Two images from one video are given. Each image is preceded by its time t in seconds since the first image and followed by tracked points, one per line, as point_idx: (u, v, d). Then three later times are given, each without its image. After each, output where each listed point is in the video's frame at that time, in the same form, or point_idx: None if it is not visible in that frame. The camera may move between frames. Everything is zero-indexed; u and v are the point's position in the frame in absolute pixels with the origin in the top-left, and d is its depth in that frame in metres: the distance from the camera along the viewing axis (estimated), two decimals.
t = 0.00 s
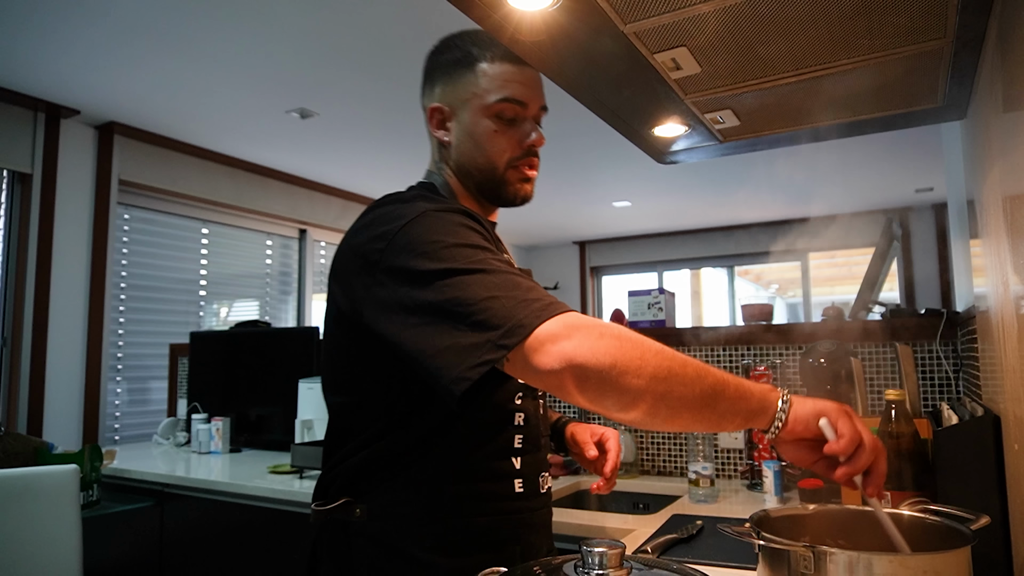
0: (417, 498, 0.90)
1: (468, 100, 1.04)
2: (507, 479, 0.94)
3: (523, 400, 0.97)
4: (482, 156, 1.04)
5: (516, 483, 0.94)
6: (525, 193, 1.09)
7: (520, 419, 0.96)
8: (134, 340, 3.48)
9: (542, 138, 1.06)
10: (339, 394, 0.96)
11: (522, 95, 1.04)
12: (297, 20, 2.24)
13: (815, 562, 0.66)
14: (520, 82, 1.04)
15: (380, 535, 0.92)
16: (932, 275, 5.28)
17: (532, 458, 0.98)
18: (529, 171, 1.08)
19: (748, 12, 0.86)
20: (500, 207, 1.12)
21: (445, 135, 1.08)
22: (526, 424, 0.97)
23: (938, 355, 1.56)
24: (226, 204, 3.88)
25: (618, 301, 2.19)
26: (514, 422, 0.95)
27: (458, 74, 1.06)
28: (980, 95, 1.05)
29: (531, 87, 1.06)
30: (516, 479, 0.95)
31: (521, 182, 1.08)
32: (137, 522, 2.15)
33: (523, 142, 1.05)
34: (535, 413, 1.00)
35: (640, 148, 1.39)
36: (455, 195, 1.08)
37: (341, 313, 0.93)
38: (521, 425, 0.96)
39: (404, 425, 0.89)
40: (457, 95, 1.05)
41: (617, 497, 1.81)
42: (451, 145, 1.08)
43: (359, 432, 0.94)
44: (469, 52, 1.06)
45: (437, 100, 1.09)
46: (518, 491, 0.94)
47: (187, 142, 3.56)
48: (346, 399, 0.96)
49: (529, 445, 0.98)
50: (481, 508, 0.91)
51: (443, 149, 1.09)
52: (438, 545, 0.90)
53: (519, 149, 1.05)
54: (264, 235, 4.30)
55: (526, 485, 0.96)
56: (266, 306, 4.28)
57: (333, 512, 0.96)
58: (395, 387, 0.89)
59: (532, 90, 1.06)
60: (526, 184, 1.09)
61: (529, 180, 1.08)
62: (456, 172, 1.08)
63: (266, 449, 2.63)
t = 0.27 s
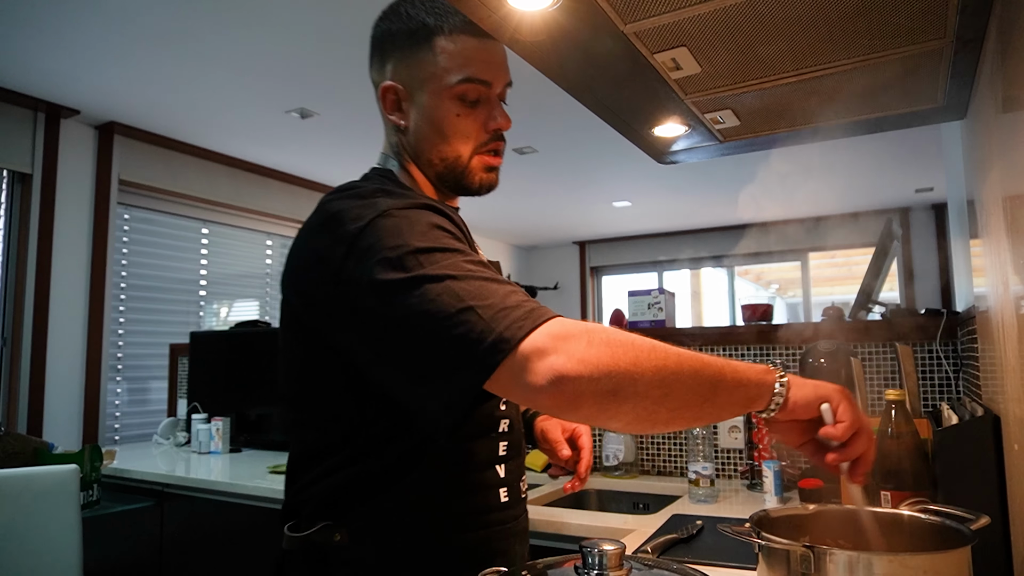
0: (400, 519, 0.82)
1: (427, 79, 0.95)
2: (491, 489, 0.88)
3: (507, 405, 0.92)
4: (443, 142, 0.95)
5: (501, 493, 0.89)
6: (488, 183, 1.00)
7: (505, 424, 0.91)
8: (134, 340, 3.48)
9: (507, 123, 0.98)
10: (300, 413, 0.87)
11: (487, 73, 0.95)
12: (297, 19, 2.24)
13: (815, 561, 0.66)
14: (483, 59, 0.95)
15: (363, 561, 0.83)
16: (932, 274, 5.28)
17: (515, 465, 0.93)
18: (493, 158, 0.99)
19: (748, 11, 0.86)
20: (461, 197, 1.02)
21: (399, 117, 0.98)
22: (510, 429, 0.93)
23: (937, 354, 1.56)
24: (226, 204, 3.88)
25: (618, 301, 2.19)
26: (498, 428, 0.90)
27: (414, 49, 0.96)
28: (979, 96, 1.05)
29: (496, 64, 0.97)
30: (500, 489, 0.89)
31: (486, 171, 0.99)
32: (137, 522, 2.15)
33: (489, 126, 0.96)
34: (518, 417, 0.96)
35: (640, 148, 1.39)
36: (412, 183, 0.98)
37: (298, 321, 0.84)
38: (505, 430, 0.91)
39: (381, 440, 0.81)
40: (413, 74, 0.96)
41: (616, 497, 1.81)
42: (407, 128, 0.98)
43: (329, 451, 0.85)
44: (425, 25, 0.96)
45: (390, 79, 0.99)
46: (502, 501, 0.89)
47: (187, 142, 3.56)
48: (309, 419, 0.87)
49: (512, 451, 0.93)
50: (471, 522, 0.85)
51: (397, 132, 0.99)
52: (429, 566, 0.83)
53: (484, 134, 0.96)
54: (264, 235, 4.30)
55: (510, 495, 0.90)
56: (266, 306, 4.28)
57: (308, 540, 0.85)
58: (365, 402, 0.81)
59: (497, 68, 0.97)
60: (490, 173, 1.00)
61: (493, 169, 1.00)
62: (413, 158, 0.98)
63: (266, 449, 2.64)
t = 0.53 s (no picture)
0: (388, 536, 0.79)
1: (392, 59, 0.88)
2: (481, 495, 0.89)
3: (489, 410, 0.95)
4: (409, 127, 0.88)
5: (488, 499, 0.90)
6: (457, 173, 0.94)
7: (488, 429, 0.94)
8: (134, 340, 3.48)
9: (481, 109, 0.91)
10: (268, 432, 0.81)
11: (459, 55, 0.89)
12: (297, 19, 2.24)
13: (815, 561, 0.66)
14: (453, 40, 0.90)
15: None
16: (933, 274, 5.28)
17: (498, 469, 0.95)
18: (462, 146, 0.93)
19: (748, 11, 0.86)
20: (425, 187, 0.95)
21: (360, 99, 0.90)
22: (492, 434, 0.95)
23: (938, 354, 1.56)
24: (226, 204, 3.88)
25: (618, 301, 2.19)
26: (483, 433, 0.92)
27: (378, 27, 0.89)
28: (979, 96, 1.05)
29: (466, 46, 0.91)
30: (487, 495, 0.91)
31: (454, 159, 0.92)
32: (137, 522, 2.15)
33: (460, 111, 0.90)
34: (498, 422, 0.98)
35: (640, 149, 1.39)
36: (373, 172, 0.90)
37: (264, 331, 0.78)
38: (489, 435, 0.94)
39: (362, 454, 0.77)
40: (377, 53, 0.89)
41: (617, 498, 1.81)
42: (369, 112, 0.90)
43: (304, 471, 0.79)
44: None
45: (350, 58, 0.92)
46: (489, 507, 0.90)
47: (187, 142, 3.56)
48: (278, 437, 0.80)
49: (495, 456, 0.95)
50: (455, 533, 0.84)
51: (358, 116, 0.92)
52: None
53: (453, 119, 0.89)
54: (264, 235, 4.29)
55: (496, 500, 0.93)
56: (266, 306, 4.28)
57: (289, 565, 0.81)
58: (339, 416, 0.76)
59: (467, 50, 0.91)
60: (459, 162, 0.93)
61: (461, 157, 0.93)
62: (376, 145, 0.91)
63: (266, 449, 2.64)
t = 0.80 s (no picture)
0: (380, 549, 0.77)
1: (370, 41, 0.83)
2: (472, 499, 0.89)
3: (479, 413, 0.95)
4: (389, 113, 0.84)
5: (478, 502, 0.90)
6: (440, 161, 0.90)
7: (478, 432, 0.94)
8: (134, 340, 3.48)
9: (466, 93, 0.88)
10: (250, 446, 0.76)
11: (441, 36, 0.85)
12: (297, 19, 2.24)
13: (815, 561, 0.66)
14: (434, 20, 0.85)
15: None
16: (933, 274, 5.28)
17: (486, 472, 0.96)
18: (445, 132, 0.89)
19: (748, 11, 0.86)
20: (406, 175, 0.92)
21: (336, 84, 0.86)
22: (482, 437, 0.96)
23: (938, 355, 1.56)
24: (226, 204, 3.88)
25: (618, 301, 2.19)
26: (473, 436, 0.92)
27: (355, 6, 0.84)
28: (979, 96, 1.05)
29: (447, 25, 0.87)
30: (477, 498, 0.91)
31: (437, 146, 0.89)
32: (137, 522, 2.14)
33: (442, 95, 0.86)
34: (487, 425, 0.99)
35: (640, 148, 1.39)
36: (350, 162, 0.87)
37: (244, 340, 0.74)
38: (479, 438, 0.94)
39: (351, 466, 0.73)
40: (353, 34, 0.84)
41: (617, 498, 1.81)
42: (346, 98, 0.87)
43: (290, 486, 0.75)
44: None
45: (324, 38, 0.87)
46: (479, 510, 0.90)
47: (187, 142, 3.56)
48: (260, 451, 0.76)
49: (483, 458, 0.96)
50: (448, 539, 0.84)
51: (334, 101, 0.88)
52: None
53: (435, 104, 0.86)
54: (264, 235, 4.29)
55: (485, 503, 0.93)
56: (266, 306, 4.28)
57: None
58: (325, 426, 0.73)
59: (449, 29, 0.87)
60: (442, 149, 0.90)
61: (443, 144, 0.90)
62: (353, 132, 0.87)
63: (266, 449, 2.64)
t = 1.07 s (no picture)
0: (377, 551, 0.77)
1: (365, 33, 0.83)
2: (467, 502, 0.90)
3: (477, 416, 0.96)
4: (385, 107, 0.85)
5: (473, 506, 0.91)
6: (435, 155, 0.91)
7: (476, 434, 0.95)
8: (134, 340, 3.48)
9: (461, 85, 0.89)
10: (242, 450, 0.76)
11: (438, 29, 0.86)
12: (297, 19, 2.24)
13: (815, 561, 0.66)
14: (431, 11, 0.85)
15: None
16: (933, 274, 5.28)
17: (483, 475, 0.96)
18: (441, 125, 0.90)
19: (748, 12, 0.86)
20: (401, 169, 0.92)
21: (329, 77, 0.86)
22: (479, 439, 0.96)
23: (937, 355, 1.57)
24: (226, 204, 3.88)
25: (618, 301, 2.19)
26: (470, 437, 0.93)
27: None
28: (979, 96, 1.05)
29: (444, 17, 0.87)
30: (472, 502, 0.91)
31: (433, 140, 0.90)
32: (137, 522, 2.15)
33: (439, 89, 0.87)
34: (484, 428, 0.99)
35: (640, 148, 1.39)
36: (346, 156, 0.87)
37: (232, 345, 0.74)
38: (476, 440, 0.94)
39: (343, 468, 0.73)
40: (347, 26, 0.84)
41: (617, 498, 1.81)
42: (339, 92, 0.86)
43: (283, 490, 0.75)
44: None
45: (316, 30, 0.86)
46: (474, 514, 0.91)
47: (187, 142, 3.56)
48: (252, 456, 0.76)
49: (480, 461, 0.96)
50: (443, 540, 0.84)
51: (327, 95, 0.87)
52: None
53: (430, 98, 0.86)
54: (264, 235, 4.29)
55: (481, 507, 0.93)
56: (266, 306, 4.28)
57: None
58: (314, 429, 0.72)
59: (445, 22, 0.87)
60: (438, 142, 0.91)
61: (439, 138, 0.91)
62: (347, 126, 0.87)
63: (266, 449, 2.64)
